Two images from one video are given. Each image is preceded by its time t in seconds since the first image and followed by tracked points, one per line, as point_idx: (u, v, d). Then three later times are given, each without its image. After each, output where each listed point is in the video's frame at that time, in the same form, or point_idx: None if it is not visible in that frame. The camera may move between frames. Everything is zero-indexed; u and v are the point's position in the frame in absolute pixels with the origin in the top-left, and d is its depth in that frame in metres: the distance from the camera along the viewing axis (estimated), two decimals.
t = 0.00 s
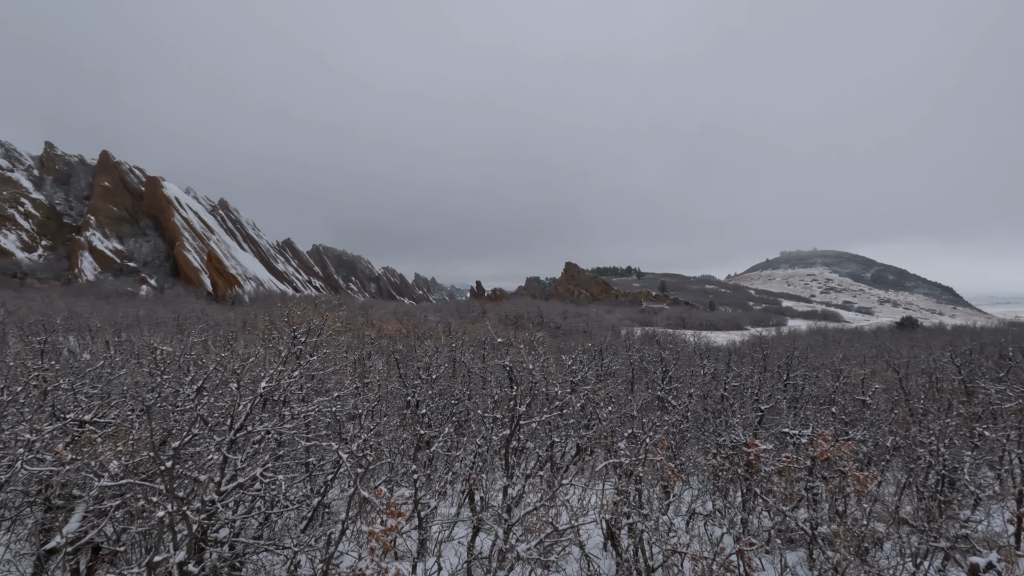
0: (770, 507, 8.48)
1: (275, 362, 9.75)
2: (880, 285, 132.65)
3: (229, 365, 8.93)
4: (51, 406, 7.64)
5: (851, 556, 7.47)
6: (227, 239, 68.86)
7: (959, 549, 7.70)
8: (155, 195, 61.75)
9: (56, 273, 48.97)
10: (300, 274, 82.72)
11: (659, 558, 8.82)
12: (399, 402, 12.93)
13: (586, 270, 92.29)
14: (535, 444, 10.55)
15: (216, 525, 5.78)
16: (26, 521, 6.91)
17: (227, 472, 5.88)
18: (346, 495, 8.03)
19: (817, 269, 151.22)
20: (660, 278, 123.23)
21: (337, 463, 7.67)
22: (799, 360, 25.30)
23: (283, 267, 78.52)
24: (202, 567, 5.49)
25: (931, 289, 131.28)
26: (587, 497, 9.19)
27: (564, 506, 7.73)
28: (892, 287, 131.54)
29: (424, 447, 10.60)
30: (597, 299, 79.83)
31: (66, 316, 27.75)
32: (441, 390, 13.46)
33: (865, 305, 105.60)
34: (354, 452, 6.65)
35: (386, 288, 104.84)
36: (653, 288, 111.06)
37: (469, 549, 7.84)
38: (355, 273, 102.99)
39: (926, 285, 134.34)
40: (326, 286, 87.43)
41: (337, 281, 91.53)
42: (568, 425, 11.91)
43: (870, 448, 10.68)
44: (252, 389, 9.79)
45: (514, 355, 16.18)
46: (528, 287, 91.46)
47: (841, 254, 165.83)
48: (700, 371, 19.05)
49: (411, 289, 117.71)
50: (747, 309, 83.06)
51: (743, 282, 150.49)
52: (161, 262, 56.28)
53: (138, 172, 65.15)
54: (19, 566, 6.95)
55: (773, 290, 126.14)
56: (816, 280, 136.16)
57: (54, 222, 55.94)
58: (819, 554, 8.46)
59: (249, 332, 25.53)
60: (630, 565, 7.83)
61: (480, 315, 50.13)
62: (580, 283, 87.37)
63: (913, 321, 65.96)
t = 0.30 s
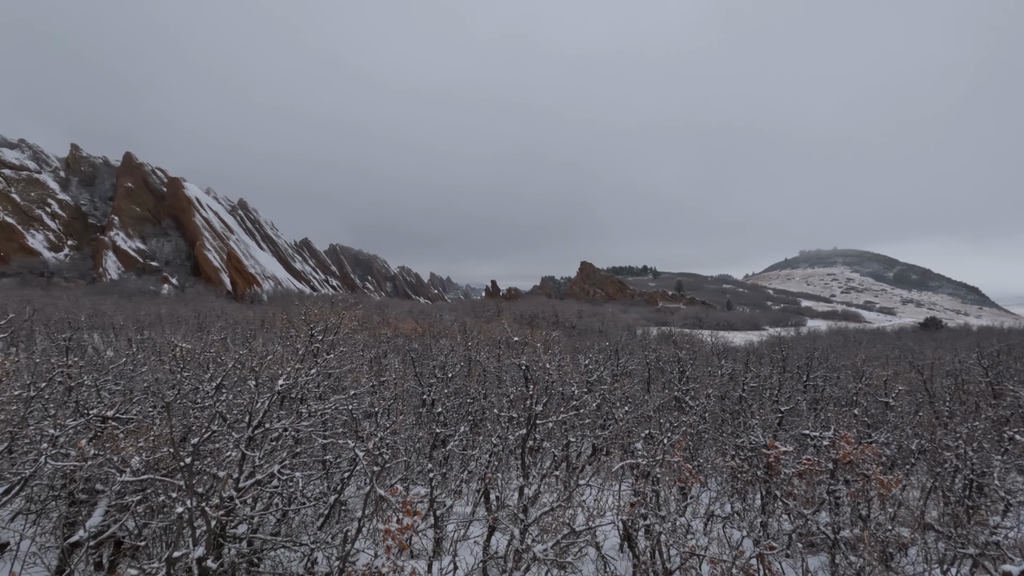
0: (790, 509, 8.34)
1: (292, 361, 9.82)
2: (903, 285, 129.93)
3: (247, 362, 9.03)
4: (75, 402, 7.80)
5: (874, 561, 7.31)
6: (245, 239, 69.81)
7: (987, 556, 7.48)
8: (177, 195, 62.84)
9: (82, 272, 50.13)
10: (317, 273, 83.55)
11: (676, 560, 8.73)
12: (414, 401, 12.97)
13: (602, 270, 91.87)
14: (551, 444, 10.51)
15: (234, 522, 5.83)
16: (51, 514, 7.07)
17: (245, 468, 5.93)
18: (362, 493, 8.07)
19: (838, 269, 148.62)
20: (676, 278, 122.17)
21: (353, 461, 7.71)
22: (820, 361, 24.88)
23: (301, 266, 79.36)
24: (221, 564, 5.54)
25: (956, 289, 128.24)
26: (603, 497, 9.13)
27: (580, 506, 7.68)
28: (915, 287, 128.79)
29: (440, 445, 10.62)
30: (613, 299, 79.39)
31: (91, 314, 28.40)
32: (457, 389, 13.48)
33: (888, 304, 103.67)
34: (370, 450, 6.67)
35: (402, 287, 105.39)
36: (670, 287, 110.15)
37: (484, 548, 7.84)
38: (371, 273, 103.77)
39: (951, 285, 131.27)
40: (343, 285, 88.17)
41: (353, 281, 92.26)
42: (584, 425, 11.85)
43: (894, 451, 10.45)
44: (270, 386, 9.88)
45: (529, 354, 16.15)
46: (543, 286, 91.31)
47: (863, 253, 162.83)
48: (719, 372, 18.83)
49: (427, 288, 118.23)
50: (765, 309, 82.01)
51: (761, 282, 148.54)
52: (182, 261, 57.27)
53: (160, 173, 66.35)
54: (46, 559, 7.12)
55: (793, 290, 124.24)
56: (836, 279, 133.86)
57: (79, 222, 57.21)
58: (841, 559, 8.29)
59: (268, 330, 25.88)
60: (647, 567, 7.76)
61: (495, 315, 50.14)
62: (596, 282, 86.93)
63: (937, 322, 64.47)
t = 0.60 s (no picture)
0: (812, 512, 8.22)
1: (312, 358, 9.94)
2: (927, 284, 127.09)
3: (268, 359, 9.15)
4: (103, 397, 7.99)
5: (899, 566, 7.18)
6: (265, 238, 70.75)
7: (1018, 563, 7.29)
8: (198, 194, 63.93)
9: (107, 271, 51.27)
10: (334, 271, 84.40)
11: (694, 561, 8.68)
12: (432, 398, 13.06)
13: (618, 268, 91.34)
14: (568, 444, 10.49)
15: (257, 516, 5.93)
16: (81, 506, 7.26)
17: (266, 464, 6.03)
18: (380, 490, 8.15)
19: (860, 267, 145.89)
20: (694, 276, 121.08)
21: (372, 458, 7.80)
22: (841, 361, 24.50)
23: (318, 265, 80.21)
24: (244, 558, 5.64)
25: (983, 288, 125.12)
26: (621, 497, 9.10)
27: (598, 506, 7.63)
28: (940, 286, 125.92)
29: (457, 443, 10.68)
30: (629, 297, 78.94)
31: (115, 311, 28.99)
32: (474, 388, 13.53)
33: (911, 304, 101.53)
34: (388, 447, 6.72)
35: (419, 285, 105.95)
36: (687, 286, 109.18)
37: (502, 546, 7.87)
38: (388, 271, 104.51)
39: (978, 283, 128.10)
40: (360, 283, 88.90)
41: (370, 279, 93.00)
42: (601, 424, 11.83)
43: (918, 454, 10.23)
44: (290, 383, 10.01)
45: (546, 353, 16.15)
46: (559, 284, 91.12)
47: (886, 252, 159.66)
48: (738, 371, 18.65)
49: (443, 286, 118.74)
50: (785, 308, 80.83)
51: (781, 280, 146.49)
52: (203, 259, 58.29)
53: (181, 173, 67.53)
54: (76, 550, 7.32)
55: (813, 289, 122.32)
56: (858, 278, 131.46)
57: (105, 222, 58.49)
58: (864, 563, 8.16)
59: (287, 328, 26.21)
60: (666, 568, 7.70)
61: (511, 313, 50.19)
62: (612, 280, 86.47)
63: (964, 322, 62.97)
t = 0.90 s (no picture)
0: (833, 514, 8.10)
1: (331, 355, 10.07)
2: (954, 282, 123.96)
3: (288, 356, 9.26)
4: (130, 392, 8.18)
5: (924, 569, 7.04)
6: (284, 236, 71.74)
7: None
8: (220, 194, 65.01)
9: (132, 269, 52.43)
10: (353, 269, 85.27)
11: (712, 561, 8.63)
12: (449, 395, 13.14)
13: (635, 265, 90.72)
14: (585, 442, 10.47)
15: (279, 510, 6.02)
16: (108, 498, 7.44)
17: (288, 459, 6.14)
18: (398, 485, 8.24)
19: (884, 265, 142.81)
20: (712, 274, 119.74)
21: (390, 454, 7.89)
22: (864, 361, 24.02)
23: (337, 263, 81.07)
24: (266, 551, 5.73)
25: (1014, 286, 121.61)
26: (638, 495, 9.07)
27: (616, 504, 7.60)
28: (968, 284, 122.72)
29: (474, 440, 10.74)
30: (646, 295, 78.40)
31: (141, 309, 29.68)
32: (491, 385, 13.59)
33: (938, 302, 99.08)
34: (407, 443, 6.80)
35: (435, 283, 106.47)
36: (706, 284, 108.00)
37: (519, 543, 7.90)
38: (405, 269, 105.24)
39: (1008, 281, 124.53)
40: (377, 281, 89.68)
41: (388, 277, 93.70)
42: (618, 422, 11.80)
43: (944, 455, 10.01)
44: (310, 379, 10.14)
45: (563, 351, 16.13)
46: (575, 282, 90.80)
47: (911, 249, 156.09)
48: (757, 370, 18.43)
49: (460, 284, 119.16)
50: (806, 306, 79.56)
51: (802, 278, 144.15)
52: (225, 257, 59.32)
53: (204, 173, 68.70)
54: (104, 540, 7.52)
55: (835, 287, 120.13)
56: (882, 275, 128.69)
57: (130, 221, 59.80)
58: (887, 566, 8.02)
59: (306, 325, 26.56)
60: (684, 568, 7.66)
61: (527, 311, 50.16)
62: (629, 278, 85.90)
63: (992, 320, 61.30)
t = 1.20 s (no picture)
0: (858, 516, 7.95)
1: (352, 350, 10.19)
2: (985, 279, 120.47)
3: (309, 352, 9.39)
4: (156, 387, 8.37)
5: (953, 574, 6.88)
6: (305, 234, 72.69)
7: None
8: (242, 193, 66.10)
9: (158, 267, 53.60)
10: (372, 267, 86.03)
11: (733, 562, 8.53)
12: (467, 392, 13.19)
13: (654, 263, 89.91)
14: (602, 440, 10.43)
15: (300, 503, 6.11)
16: (135, 490, 7.63)
17: (309, 453, 6.23)
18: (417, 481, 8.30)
19: (911, 262, 139.38)
20: (733, 271, 118.16)
21: (409, 450, 7.96)
22: (890, 360, 23.49)
23: (356, 261, 81.87)
24: (288, 544, 5.82)
25: None
26: (657, 494, 9.01)
27: (635, 502, 7.55)
28: (1000, 281, 119.10)
29: (492, 437, 10.77)
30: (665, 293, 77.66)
31: (166, 305, 30.31)
32: (509, 382, 13.61)
33: (967, 300, 96.40)
34: (426, 440, 6.85)
35: (453, 281, 106.88)
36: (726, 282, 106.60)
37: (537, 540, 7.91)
38: (423, 267, 105.86)
39: None
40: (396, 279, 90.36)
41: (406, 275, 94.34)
42: (637, 420, 11.73)
43: (974, 457, 9.74)
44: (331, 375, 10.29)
45: (580, 348, 16.09)
46: (593, 279, 90.34)
47: (939, 246, 152.06)
48: (779, 369, 18.14)
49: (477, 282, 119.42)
50: (829, 304, 78.01)
51: (825, 276, 141.43)
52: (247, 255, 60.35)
53: (226, 172, 69.90)
54: (132, 531, 7.70)
55: (860, 284, 117.57)
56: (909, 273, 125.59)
57: (156, 220, 61.14)
58: (914, 569, 7.86)
59: (326, 322, 26.87)
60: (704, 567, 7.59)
61: (544, 309, 50.07)
62: (648, 276, 85.19)
63: None
